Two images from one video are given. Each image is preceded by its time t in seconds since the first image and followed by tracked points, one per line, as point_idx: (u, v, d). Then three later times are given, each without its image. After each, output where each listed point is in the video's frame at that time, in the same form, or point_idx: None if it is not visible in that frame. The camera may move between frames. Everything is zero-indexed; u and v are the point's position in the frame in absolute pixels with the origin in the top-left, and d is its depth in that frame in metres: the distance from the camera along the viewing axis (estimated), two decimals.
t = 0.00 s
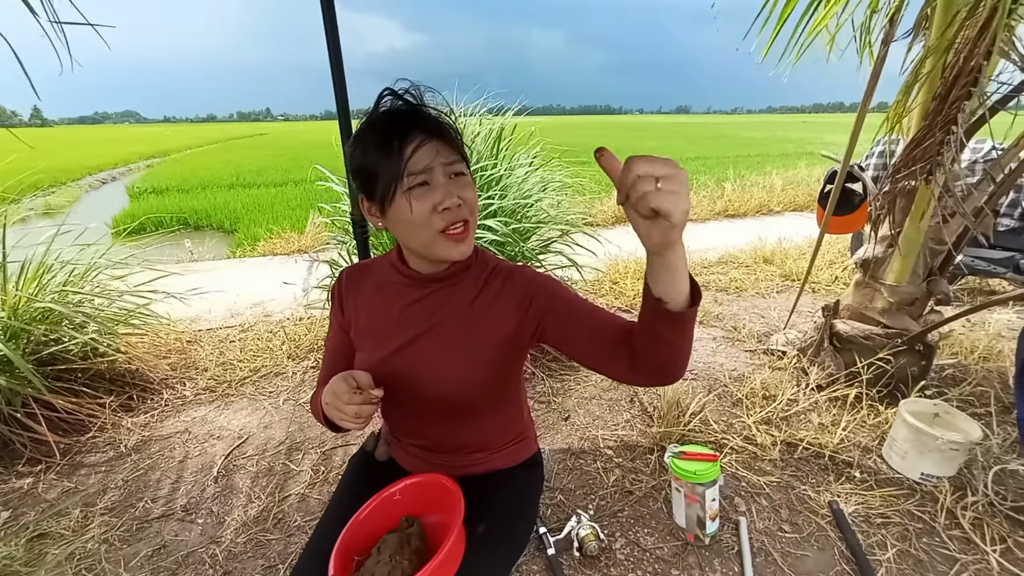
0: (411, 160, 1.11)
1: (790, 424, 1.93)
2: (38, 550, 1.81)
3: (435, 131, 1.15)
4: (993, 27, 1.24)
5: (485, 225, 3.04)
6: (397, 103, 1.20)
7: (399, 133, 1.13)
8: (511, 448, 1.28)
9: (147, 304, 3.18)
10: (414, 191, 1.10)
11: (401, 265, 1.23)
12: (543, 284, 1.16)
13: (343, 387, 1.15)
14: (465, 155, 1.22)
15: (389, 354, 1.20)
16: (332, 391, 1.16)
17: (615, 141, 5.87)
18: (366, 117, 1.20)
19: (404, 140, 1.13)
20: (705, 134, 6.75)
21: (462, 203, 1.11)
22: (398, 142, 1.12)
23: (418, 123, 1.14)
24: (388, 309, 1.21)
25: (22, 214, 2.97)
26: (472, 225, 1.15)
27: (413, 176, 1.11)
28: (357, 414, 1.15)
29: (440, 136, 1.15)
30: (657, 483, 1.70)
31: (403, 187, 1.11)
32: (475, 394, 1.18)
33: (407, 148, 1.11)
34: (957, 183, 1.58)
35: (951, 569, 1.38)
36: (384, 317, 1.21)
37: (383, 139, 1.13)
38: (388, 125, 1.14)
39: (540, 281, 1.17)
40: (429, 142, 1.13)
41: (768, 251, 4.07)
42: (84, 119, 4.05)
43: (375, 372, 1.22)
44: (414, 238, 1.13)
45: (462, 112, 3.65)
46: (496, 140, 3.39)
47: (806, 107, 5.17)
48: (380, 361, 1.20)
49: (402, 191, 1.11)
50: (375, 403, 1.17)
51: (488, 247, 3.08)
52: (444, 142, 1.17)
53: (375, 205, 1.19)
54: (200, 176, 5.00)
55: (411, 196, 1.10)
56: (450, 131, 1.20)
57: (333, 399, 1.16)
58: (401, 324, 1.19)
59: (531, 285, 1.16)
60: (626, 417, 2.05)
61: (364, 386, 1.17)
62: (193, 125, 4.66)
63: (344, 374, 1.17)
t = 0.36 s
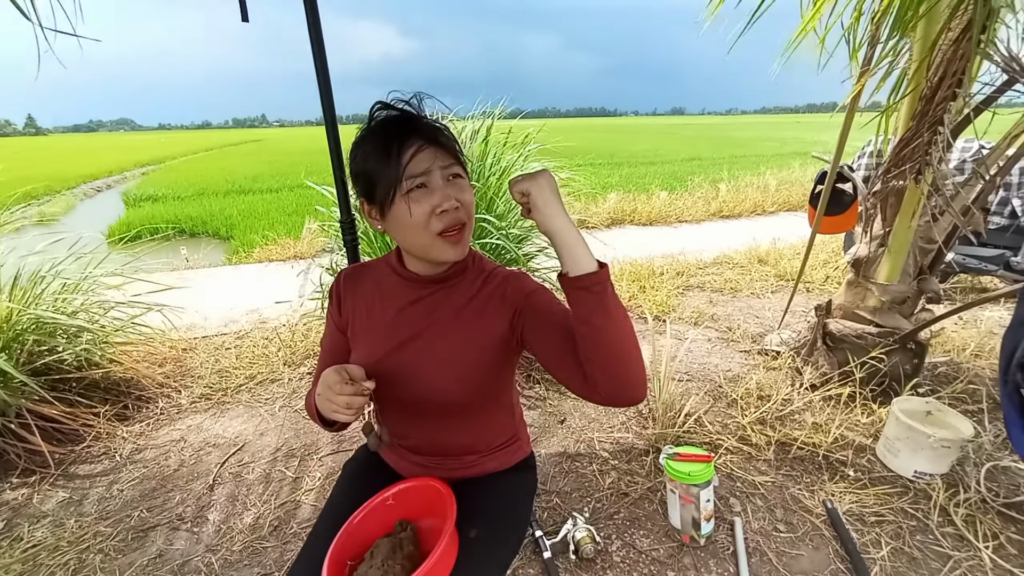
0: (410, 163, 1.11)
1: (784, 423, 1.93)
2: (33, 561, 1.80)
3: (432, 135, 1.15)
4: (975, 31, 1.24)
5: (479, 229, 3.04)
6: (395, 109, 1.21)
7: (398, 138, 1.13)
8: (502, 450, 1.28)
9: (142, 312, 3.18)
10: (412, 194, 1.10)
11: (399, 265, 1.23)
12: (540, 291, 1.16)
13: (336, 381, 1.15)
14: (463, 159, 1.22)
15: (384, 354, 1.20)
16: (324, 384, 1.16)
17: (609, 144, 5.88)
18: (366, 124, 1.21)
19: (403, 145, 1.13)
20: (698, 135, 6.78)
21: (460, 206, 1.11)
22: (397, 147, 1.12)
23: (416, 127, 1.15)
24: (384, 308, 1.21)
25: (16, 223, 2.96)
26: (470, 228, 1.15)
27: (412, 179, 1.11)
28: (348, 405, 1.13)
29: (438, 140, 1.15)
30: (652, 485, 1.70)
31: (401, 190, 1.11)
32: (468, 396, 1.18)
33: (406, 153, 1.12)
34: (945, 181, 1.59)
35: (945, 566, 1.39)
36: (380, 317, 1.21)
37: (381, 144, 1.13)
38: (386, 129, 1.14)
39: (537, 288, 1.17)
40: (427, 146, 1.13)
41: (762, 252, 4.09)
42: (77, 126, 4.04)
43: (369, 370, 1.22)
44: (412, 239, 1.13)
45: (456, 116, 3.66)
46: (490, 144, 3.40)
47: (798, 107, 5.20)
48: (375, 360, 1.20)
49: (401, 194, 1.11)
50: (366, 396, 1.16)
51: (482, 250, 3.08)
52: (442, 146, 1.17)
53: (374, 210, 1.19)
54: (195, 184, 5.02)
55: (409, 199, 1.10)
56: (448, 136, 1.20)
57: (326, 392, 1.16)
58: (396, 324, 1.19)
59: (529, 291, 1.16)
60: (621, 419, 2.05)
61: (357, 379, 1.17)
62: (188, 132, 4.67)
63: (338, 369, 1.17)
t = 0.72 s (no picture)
0: (425, 162, 1.11)
1: (784, 424, 1.93)
2: (35, 563, 1.80)
3: (443, 137, 1.17)
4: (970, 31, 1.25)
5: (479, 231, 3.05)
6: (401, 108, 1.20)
7: (411, 137, 1.12)
8: (501, 450, 1.28)
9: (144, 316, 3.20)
10: (428, 192, 1.11)
11: (400, 266, 1.23)
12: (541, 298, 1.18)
13: (340, 373, 1.15)
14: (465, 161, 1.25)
15: (385, 354, 1.19)
16: (329, 376, 1.15)
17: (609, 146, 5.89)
18: (373, 123, 1.20)
19: (415, 143, 1.13)
20: (699, 136, 6.79)
21: (470, 207, 1.13)
22: (411, 146, 1.12)
23: (428, 128, 1.15)
24: (385, 309, 1.21)
25: (20, 228, 2.97)
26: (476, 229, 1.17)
27: (426, 178, 1.11)
28: (353, 396, 1.12)
29: (449, 142, 1.17)
30: (651, 486, 1.70)
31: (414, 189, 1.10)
32: (469, 396, 1.18)
33: (421, 152, 1.12)
34: (943, 181, 1.59)
35: (944, 566, 1.38)
36: (380, 317, 1.21)
37: (395, 142, 1.12)
38: (398, 128, 1.14)
39: (539, 294, 1.18)
40: (440, 147, 1.15)
41: (763, 253, 4.09)
42: (81, 131, 4.06)
43: (370, 370, 1.21)
44: (421, 238, 1.13)
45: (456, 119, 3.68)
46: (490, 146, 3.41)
47: (799, 107, 5.19)
48: (376, 360, 1.20)
49: (416, 191, 1.10)
50: (370, 386, 1.15)
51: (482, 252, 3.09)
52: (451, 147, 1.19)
53: (382, 207, 1.18)
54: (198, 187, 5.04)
55: (425, 197, 1.10)
56: (454, 137, 1.22)
57: (328, 384, 1.14)
58: (398, 325, 1.18)
59: (530, 298, 1.17)
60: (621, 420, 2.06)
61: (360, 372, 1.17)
62: (190, 136, 4.70)
63: (339, 363, 1.17)
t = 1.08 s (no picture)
0: (413, 173, 1.11)
1: (784, 430, 1.92)
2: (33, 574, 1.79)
3: (447, 150, 1.13)
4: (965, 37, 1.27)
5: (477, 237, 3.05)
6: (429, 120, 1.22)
7: (409, 148, 1.14)
8: (505, 461, 1.25)
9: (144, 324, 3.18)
10: (410, 203, 1.10)
11: (411, 277, 1.20)
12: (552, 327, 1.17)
13: (356, 378, 1.13)
14: (481, 179, 1.17)
15: (394, 367, 1.18)
16: (345, 382, 1.13)
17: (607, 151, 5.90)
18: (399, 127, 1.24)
19: (415, 154, 1.14)
20: (698, 141, 6.80)
21: (455, 223, 1.09)
22: (407, 155, 1.13)
23: (432, 140, 1.14)
24: (395, 321, 1.18)
25: (20, 237, 2.97)
26: (470, 245, 1.12)
27: (412, 189, 1.11)
28: (370, 404, 1.10)
29: (450, 155, 1.13)
30: (652, 493, 1.69)
31: (404, 197, 1.12)
32: (476, 414, 1.17)
33: (413, 162, 1.12)
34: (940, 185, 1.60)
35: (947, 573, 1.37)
36: (390, 330, 1.18)
37: (397, 151, 1.15)
38: (405, 138, 1.15)
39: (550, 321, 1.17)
40: (436, 160, 1.12)
41: (762, 257, 4.09)
42: (81, 139, 4.07)
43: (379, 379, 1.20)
44: (407, 249, 1.14)
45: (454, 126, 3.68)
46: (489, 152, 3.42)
47: (797, 111, 5.20)
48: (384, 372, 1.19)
49: (400, 200, 1.12)
50: (386, 395, 1.13)
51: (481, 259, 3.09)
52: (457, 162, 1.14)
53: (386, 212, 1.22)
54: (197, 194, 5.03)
55: (406, 208, 1.10)
56: (472, 152, 1.17)
57: (343, 390, 1.13)
58: (408, 338, 1.17)
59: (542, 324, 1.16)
60: (621, 427, 2.05)
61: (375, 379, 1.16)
62: (190, 143, 4.71)
63: (353, 371, 1.15)
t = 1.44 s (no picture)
0: (423, 177, 1.10)
1: (793, 436, 1.90)
2: None
3: (458, 154, 1.12)
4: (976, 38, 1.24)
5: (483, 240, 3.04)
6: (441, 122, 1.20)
7: (418, 151, 1.13)
8: (508, 468, 1.24)
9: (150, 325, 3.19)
10: (419, 209, 1.09)
11: (417, 283, 1.19)
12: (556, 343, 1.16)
13: (353, 381, 1.12)
14: (493, 183, 1.16)
15: (398, 372, 1.17)
16: (341, 386, 1.12)
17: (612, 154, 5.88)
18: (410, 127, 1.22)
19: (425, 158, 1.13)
20: (703, 144, 6.78)
21: (464, 230, 1.08)
22: (418, 159, 1.11)
23: (442, 144, 1.13)
24: (401, 327, 1.17)
25: (29, 239, 2.98)
26: (477, 254, 1.11)
27: (422, 194, 1.10)
28: (364, 408, 1.10)
29: (461, 159, 1.11)
30: (658, 500, 1.67)
31: (410, 202, 1.11)
32: (479, 423, 1.16)
33: (423, 166, 1.11)
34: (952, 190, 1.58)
35: None
36: (395, 335, 1.17)
37: (406, 155, 1.14)
38: (415, 141, 1.14)
39: (554, 337, 1.16)
40: (446, 164, 1.11)
41: (768, 261, 4.06)
42: (91, 143, 4.10)
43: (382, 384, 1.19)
44: (415, 254, 1.13)
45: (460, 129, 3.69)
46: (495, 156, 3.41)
47: (803, 113, 5.18)
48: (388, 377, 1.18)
49: (410, 205, 1.11)
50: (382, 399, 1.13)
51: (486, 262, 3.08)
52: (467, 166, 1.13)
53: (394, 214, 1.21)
54: (204, 196, 5.04)
55: (416, 213, 1.09)
56: (483, 156, 1.16)
57: (341, 395, 1.12)
58: (412, 345, 1.16)
59: (546, 338, 1.16)
60: (626, 432, 2.03)
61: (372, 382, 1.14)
62: (197, 146, 4.73)
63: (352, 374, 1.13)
